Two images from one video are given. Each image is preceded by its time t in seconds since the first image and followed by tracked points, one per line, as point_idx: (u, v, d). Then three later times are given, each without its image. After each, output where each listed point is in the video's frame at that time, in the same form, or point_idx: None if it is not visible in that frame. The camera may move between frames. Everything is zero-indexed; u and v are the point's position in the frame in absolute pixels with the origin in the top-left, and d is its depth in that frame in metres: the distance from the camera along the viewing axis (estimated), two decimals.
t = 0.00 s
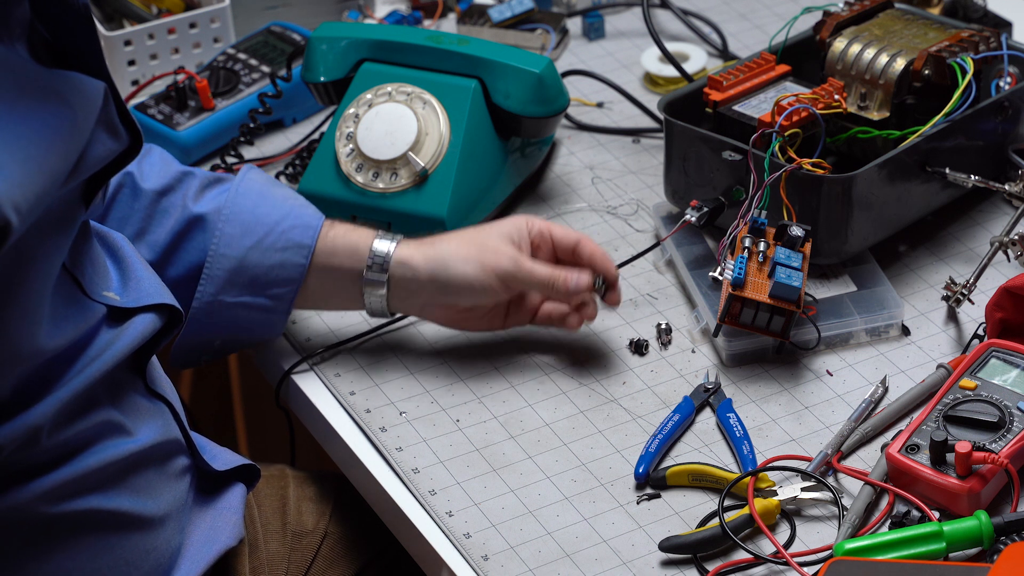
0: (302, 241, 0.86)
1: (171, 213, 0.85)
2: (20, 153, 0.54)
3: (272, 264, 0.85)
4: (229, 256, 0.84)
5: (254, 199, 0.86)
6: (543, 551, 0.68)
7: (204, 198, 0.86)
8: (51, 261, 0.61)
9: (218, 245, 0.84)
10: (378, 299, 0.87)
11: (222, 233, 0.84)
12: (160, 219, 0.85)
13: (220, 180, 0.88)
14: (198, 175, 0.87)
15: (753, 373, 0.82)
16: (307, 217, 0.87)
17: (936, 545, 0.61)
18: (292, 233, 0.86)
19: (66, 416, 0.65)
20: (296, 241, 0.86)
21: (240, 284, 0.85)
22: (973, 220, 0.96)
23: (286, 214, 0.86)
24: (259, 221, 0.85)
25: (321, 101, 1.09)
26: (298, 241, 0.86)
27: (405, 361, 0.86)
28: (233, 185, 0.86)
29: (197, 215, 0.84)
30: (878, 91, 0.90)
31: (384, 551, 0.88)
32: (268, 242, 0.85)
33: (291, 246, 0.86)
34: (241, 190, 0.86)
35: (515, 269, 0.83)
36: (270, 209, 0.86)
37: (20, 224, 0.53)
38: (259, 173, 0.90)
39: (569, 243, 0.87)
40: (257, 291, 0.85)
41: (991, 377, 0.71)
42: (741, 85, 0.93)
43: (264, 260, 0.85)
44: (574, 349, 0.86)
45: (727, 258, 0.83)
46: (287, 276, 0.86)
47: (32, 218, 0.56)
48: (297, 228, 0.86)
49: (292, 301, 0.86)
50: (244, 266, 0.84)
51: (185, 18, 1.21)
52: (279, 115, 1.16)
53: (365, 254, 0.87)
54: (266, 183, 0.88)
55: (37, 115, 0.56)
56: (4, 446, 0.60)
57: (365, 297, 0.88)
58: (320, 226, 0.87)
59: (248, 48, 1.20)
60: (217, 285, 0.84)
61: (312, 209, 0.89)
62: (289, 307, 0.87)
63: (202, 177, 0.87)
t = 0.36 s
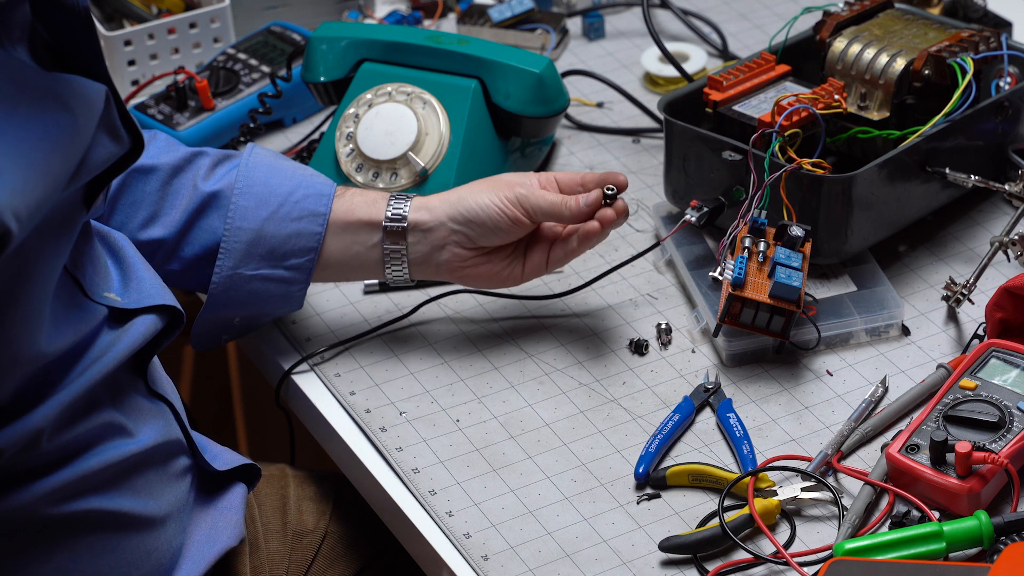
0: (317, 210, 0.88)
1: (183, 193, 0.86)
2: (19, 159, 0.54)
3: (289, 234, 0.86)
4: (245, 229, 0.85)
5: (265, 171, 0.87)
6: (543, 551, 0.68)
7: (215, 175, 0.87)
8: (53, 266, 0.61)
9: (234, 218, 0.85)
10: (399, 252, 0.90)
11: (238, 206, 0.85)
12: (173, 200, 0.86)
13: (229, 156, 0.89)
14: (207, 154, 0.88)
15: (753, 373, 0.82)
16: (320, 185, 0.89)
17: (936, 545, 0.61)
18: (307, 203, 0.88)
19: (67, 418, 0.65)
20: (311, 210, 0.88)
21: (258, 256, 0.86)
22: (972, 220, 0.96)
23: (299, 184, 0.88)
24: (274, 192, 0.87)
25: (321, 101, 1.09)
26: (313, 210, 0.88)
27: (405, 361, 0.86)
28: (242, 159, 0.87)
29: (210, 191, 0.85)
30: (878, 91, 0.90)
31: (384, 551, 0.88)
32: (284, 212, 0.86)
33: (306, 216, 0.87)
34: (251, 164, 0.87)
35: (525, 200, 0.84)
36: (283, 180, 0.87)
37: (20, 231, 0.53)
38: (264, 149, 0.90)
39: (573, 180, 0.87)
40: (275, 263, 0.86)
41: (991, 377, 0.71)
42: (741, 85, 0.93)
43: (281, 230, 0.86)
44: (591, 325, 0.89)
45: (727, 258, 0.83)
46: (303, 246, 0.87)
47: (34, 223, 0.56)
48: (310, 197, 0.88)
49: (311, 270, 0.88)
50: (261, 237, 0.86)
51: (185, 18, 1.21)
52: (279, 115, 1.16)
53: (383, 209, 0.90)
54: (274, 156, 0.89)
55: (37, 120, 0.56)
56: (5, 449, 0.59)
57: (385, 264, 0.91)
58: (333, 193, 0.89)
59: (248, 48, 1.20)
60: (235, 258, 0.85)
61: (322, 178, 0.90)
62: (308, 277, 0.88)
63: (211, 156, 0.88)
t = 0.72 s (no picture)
0: (327, 237, 0.88)
1: (193, 212, 0.86)
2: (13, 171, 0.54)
3: (299, 259, 0.87)
4: (256, 252, 0.86)
5: (278, 197, 0.88)
6: (543, 551, 0.68)
7: (226, 196, 0.87)
8: (51, 271, 0.61)
9: (246, 241, 0.85)
10: (406, 282, 0.89)
11: (249, 229, 0.86)
12: (182, 219, 0.86)
13: (240, 176, 0.89)
14: (217, 173, 0.88)
15: (753, 373, 0.82)
16: (331, 212, 0.89)
17: (936, 545, 0.61)
18: (318, 230, 0.88)
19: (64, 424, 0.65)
20: (321, 237, 0.88)
21: (265, 280, 0.86)
22: (973, 220, 0.96)
23: (310, 210, 0.88)
24: (285, 217, 0.87)
25: (321, 101, 1.09)
26: (323, 237, 0.88)
27: (406, 361, 0.86)
28: (254, 182, 0.88)
29: (221, 213, 0.86)
30: (878, 91, 0.90)
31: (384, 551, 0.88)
32: (295, 238, 0.87)
33: (316, 243, 0.88)
34: (264, 188, 0.88)
35: (530, 237, 0.85)
36: (294, 206, 0.88)
37: (12, 240, 0.54)
38: (276, 170, 0.91)
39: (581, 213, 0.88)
40: (282, 288, 0.86)
41: (991, 377, 0.71)
42: (741, 85, 0.93)
43: (291, 256, 0.87)
44: (592, 325, 0.89)
45: (727, 259, 0.83)
46: (311, 273, 0.88)
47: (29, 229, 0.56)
48: (322, 223, 0.89)
49: (316, 297, 0.88)
50: (271, 261, 0.86)
51: (185, 18, 1.21)
52: (279, 115, 1.16)
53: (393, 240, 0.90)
54: (286, 181, 0.90)
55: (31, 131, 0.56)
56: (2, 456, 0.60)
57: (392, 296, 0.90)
58: (344, 221, 0.90)
59: (248, 48, 1.20)
60: (244, 281, 0.85)
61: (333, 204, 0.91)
62: (313, 305, 0.88)
63: (222, 175, 0.88)
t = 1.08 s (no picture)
0: (329, 255, 0.89)
1: (197, 225, 0.86)
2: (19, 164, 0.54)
3: (300, 276, 0.87)
4: (258, 267, 0.86)
5: (281, 213, 0.88)
6: (543, 551, 0.68)
7: (229, 210, 0.88)
8: (53, 271, 0.61)
9: (249, 256, 0.86)
10: (406, 302, 0.87)
11: (252, 245, 0.86)
12: (186, 230, 0.86)
13: (244, 190, 0.90)
14: (222, 186, 0.88)
15: (753, 374, 0.82)
16: (334, 230, 0.90)
17: (936, 545, 0.61)
18: (320, 247, 0.89)
19: (66, 422, 0.65)
20: (323, 255, 0.89)
21: (266, 295, 0.86)
22: (973, 220, 0.96)
23: (313, 227, 0.89)
24: (287, 235, 0.88)
25: (321, 101, 1.09)
26: (325, 255, 0.89)
27: (406, 361, 0.87)
28: (258, 197, 0.88)
29: (225, 227, 0.86)
30: (878, 91, 0.90)
31: (383, 552, 0.88)
32: (297, 255, 0.87)
33: (318, 261, 0.88)
34: (267, 205, 0.88)
35: (531, 263, 0.85)
36: (296, 223, 0.88)
37: (18, 233, 0.53)
38: (280, 185, 0.91)
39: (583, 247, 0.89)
40: (281, 304, 0.86)
41: (991, 377, 0.71)
42: (740, 85, 0.93)
43: (292, 272, 0.87)
44: (593, 326, 0.88)
45: (727, 258, 0.83)
46: (312, 290, 0.88)
47: (33, 227, 0.56)
48: (324, 242, 0.89)
49: (314, 314, 0.88)
50: (272, 277, 0.86)
51: (185, 18, 1.21)
52: (279, 115, 1.16)
53: (394, 262, 0.90)
54: (290, 198, 0.90)
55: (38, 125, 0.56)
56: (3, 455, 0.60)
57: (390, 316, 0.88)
58: (347, 240, 0.90)
59: (248, 48, 1.20)
60: (244, 295, 0.85)
61: (336, 221, 0.91)
62: (310, 322, 0.88)
63: (226, 189, 0.89)
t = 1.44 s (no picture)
0: (328, 256, 0.89)
1: (196, 225, 0.86)
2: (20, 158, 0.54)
3: (299, 276, 0.87)
4: (257, 267, 0.86)
5: (279, 214, 0.88)
6: (543, 551, 0.69)
7: (228, 211, 0.88)
8: (53, 269, 0.61)
9: (247, 256, 0.86)
10: (404, 306, 0.87)
11: (251, 245, 0.86)
12: (186, 230, 0.86)
13: (243, 191, 0.90)
14: (221, 186, 0.88)
15: (753, 374, 0.82)
16: (332, 231, 0.90)
17: (936, 545, 0.61)
18: (319, 248, 0.89)
19: (66, 420, 0.65)
20: (322, 256, 0.89)
21: (264, 295, 0.86)
22: (973, 220, 0.96)
23: (312, 228, 0.89)
24: (286, 235, 0.88)
25: (321, 101, 1.09)
26: (324, 256, 0.89)
27: (406, 362, 0.86)
28: (258, 197, 0.88)
29: (224, 226, 0.86)
30: (878, 91, 0.90)
31: (384, 552, 0.88)
32: (295, 255, 0.87)
33: (316, 261, 0.88)
34: (265, 205, 0.88)
35: (526, 267, 0.85)
36: (295, 224, 0.88)
37: (20, 227, 0.53)
38: (279, 185, 0.91)
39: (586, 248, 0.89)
40: (280, 304, 0.86)
41: (991, 377, 0.71)
42: (740, 86, 0.93)
43: (291, 273, 0.87)
44: (593, 327, 0.88)
45: (727, 259, 0.83)
46: (310, 290, 0.88)
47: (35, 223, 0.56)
48: (323, 243, 0.89)
49: (313, 314, 0.88)
50: (270, 277, 0.86)
51: (185, 18, 1.21)
52: (279, 115, 1.16)
53: (393, 263, 0.90)
54: (289, 198, 0.90)
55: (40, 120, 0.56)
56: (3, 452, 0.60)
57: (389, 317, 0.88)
58: (346, 241, 0.90)
59: (248, 48, 1.20)
60: (243, 295, 0.85)
61: (334, 222, 0.91)
62: (309, 323, 0.87)
63: (225, 188, 0.89)
